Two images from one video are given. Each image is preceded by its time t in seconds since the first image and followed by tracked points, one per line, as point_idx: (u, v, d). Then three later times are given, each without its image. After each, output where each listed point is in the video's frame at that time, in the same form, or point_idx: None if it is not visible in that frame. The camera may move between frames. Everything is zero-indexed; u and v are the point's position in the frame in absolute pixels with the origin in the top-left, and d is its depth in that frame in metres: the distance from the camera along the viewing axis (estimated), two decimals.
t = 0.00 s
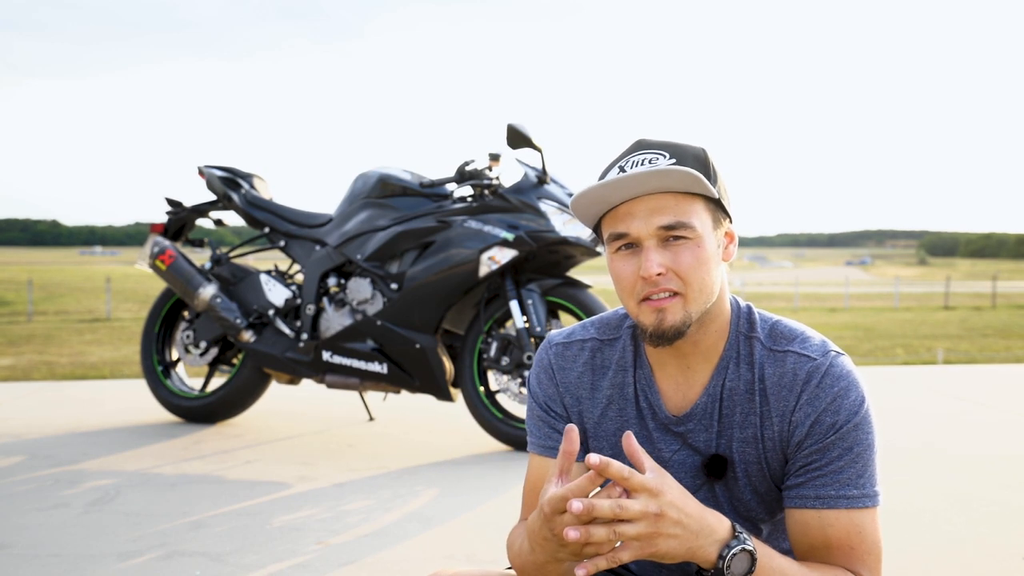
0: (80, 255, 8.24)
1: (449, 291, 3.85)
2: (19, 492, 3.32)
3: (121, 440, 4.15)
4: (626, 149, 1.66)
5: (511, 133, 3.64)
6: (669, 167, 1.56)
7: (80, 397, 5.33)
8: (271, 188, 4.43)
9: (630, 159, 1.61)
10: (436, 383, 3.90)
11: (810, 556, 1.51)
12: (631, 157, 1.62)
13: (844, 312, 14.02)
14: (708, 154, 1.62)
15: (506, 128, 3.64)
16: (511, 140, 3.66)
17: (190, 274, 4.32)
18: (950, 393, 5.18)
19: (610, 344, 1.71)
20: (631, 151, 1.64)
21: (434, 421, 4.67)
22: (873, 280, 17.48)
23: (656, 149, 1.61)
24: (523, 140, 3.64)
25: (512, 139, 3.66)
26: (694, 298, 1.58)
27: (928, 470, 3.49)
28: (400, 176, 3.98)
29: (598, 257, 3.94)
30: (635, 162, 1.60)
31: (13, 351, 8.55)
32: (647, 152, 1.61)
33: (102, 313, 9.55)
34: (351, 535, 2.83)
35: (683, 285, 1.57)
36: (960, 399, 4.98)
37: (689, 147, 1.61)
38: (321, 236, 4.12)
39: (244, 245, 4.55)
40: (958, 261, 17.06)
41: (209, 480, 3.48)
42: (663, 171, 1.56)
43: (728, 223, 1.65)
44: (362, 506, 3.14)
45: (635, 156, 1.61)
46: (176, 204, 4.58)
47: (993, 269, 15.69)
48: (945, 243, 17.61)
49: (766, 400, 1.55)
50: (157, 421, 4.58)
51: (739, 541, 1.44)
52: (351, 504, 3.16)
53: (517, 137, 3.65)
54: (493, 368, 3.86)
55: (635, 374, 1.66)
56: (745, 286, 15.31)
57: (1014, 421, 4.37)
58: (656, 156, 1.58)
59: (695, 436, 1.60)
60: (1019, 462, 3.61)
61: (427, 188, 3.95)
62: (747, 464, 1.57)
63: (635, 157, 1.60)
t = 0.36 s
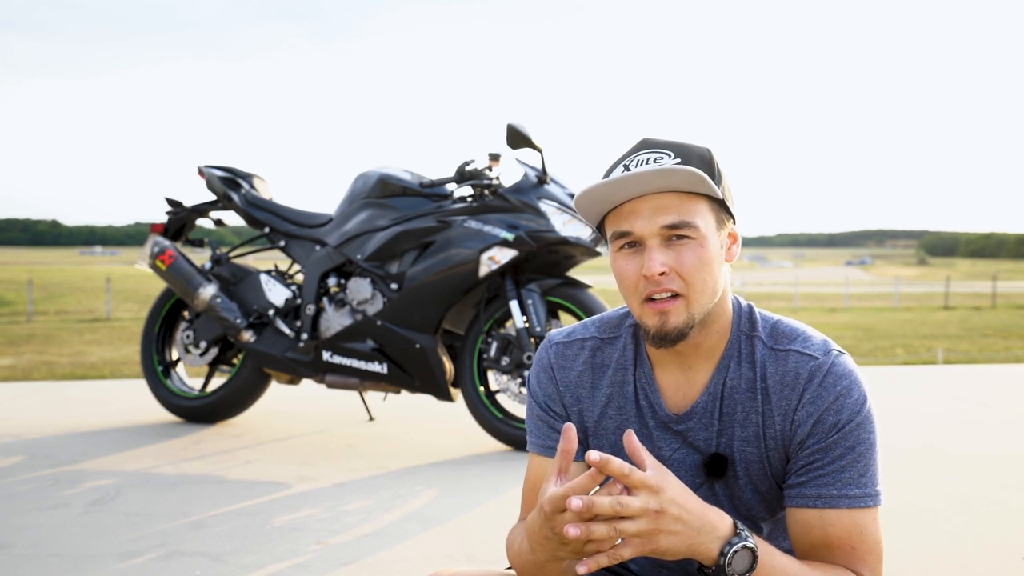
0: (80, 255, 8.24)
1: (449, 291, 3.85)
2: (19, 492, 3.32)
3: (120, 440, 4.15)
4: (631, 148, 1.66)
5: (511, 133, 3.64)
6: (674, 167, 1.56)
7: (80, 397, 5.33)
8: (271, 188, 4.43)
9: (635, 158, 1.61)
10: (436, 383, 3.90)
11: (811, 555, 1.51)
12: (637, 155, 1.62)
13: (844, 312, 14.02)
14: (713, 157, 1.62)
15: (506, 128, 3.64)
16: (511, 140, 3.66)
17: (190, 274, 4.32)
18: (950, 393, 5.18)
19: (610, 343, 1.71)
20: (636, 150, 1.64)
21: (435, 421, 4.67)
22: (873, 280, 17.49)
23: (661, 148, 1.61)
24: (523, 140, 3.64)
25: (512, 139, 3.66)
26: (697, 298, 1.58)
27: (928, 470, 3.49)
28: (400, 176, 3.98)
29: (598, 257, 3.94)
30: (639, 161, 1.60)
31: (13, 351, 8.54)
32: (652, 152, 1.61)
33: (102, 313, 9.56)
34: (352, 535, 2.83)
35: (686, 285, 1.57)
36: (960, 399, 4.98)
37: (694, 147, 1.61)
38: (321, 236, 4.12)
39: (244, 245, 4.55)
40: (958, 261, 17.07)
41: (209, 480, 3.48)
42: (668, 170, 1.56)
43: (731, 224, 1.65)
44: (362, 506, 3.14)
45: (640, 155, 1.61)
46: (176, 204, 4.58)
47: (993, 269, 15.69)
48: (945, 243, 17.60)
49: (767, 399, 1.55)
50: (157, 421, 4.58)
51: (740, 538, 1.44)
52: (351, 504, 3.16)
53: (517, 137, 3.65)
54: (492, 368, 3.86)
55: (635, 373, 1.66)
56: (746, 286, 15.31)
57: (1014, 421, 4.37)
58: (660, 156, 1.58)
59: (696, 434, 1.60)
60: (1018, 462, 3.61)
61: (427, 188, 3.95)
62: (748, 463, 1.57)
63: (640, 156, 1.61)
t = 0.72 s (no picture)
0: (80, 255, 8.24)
1: (449, 291, 3.85)
2: (19, 492, 3.32)
3: (120, 440, 4.15)
4: (638, 147, 1.66)
5: (511, 133, 3.64)
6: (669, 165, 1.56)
7: (80, 397, 5.33)
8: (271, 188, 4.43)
9: (635, 157, 1.61)
10: (436, 383, 3.90)
11: (815, 554, 1.51)
12: (641, 151, 1.62)
13: (844, 312, 14.02)
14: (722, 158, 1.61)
15: (506, 128, 3.64)
16: (511, 140, 3.66)
17: (190, 274, 4.32)
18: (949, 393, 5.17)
19: (612, 342, 1.71)
20: (641, 150, 1.64)
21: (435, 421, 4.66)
22: (873, 280, 17.48)
23: (662, 149, 1.61)
24: (523, 139, 3.64)
25: (512, 139, 3.65)
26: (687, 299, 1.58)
27: (928, 470, 3.49)
28: (400, 176, 3.98)
29: (598, 257, 3.94)
30: (638, 159, 1.60)
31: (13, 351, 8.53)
32: (655, 149, 1.60)
33: (102, 313, 9.57)
34: (351, 535, 2.83)
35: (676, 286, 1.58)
36: (960, 399, 4.97)
37: (700, 146, 1.60)
38: (321, 236, 4.11)
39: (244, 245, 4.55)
40: (958, 261, 17.07)
41: (209, 480, 3.48)
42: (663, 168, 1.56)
43: (734, 226, 1.63)
44: (362, 506, 3.13)
45: (640, 154, 1.61)
46: (175, 204, 4.58)
47: (993, 270, 15.69)
48: (945, 243, 17.59)
49: (772, 399, 1.55)
50: (157, 421, 4.58)
51: (756, 530, 1.44)
52: (351, 504, 3.15)
53: (517, 137, 3.64)
54: (492, 369, 3.86)
55: (637, 372, 1.66)
56: (746, 286, 15.30)
57: (1014, 421, 4.37)
58: (658, 155, 1.58)
59: (698, 434, 1.59)
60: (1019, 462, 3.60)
61: (427, 188, 3.95)
62: (750, 463, 1.56)
63: (640, 155, 1.61)
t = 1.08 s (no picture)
0: (80, 255, 8.25)
1: (449, 290, 3.85)
2: (19, 492, 3.32)
3: (121, 440, 4.15)
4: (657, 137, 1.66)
5: (511, 133, 3.64)
6: (653, 169, 1.57)
7: (80, 397, 5.33)
8: (271, 188, 4.43)
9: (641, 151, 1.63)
10: (436, 383, 3.90)
11: (813, 566, 1.47)
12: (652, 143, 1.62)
13: (844, 311, 14.03)
14: (725, 151, 1.55)
15: (506, 128, 3.64)
16: (511, 140, 3.66)
17: (190, 274, 4.32)
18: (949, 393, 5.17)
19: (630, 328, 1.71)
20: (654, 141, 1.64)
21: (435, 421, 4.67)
22: (873, 280, 17.50)
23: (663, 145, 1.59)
24: (523, 140, 3.65)
25: (512, 139, 3.66)
26: (654, 296, 1.60)
27: (928, 470, 3.49)
28: (400, 176, 3.98)
29: (598, 257, 3.95)
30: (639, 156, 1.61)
31: (13, 351, 8.52)
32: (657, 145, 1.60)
33: (102, 313, 9.63)
34: (351, 535, 2.83)
35: (643, 282, 1.60)
36: (959, 399, 4.98)
37: (701, 140, 1.56)
38: (321, 236, 4.12)
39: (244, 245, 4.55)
40: (958, 261, 17.08)
41: (209, 480, 3.49)
42: (646, 171, 1.57)
43: (721, 226, 1.57)
44: (362, 506, 3.14)
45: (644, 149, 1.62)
46: (176, 204, 4.59)
47: (993, 270, 15.70)
48: (945, 243, 17.59)
49: (771, 398, 1.52)
50: (157, 421, 4.58)
51: (754, 562, 1.39)
52: (351, 504, 3.16)
53: (517, 137, 3.65)
54: (493, 369, 3.86)
55: (646, 359, 1.66)
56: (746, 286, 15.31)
57: (1014, 421, 4.37)
58: (651, 155, 1.58)
59: (694, 426, 1.58)
60: (1018, 462, 3.61)
61: (427, 188, 3.95)
62: (744, 461, 1.54)
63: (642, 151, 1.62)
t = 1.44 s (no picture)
0: (80, 254, 8.25)
1: (449, 290, 3.85)
2: (19, 492, 3.32)
3: (120, 440, 4.16)
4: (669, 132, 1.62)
5: (511, 133, 3.65)
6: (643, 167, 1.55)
7: (80, 397, 5.34)
8: (271, 188, 4.44)
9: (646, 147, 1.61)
10: (436, 383, 3.91)
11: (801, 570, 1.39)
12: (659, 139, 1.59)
13: (844, 311, 14.07)
14: (712, 148, 1.48)
15: (506, 128, 3.65)
16: (511, 140, 3.66)
17: (189, 274, 4.33)
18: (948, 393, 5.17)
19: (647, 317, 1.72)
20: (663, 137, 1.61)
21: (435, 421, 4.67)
22: (873, 280, 17.52)
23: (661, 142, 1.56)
24: (523, 140, 3.65)
25: (512, 139, 3.66)
26: (643, 292, 1.60)
27: (928, 470, 3.49)
28: (400, 176, 3.99)
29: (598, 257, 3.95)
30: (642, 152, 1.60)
31: (13, 351, 8.52)
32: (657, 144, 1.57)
33: (102, 313, 9.65)
34: (352, 535, 2.83)
35: (632, 278, 1.60)
36: (959, 399, 4.98)
37: (692, 137, 1.51)
38: (321, 236, 4.12)
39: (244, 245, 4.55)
40: (958, 261, 17.10)
41: (209, 480, 3.49)
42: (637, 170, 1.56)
43: (703, 224, 1.51)
44: (362, 506, 3.14)
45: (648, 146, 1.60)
46: (176, 204, 4.59)
47: (993, 270, 15.72)
48: (945, 243, 17.63)
49: (766, 395, 1.45)
50: (157, 421, 4.59)
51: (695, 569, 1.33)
52: (351, 504, 3.16)
53: (517, 137, 3.65)
54: (492, 369, 3.86)
55: (654, 348, 1.65)
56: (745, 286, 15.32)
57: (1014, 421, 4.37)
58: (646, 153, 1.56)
59: (690, 416, 1.53)
60: (1018, 462, 3.61)
61: (426, 188, 3.95)
62: (735, 456, 1.47)
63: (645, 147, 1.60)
